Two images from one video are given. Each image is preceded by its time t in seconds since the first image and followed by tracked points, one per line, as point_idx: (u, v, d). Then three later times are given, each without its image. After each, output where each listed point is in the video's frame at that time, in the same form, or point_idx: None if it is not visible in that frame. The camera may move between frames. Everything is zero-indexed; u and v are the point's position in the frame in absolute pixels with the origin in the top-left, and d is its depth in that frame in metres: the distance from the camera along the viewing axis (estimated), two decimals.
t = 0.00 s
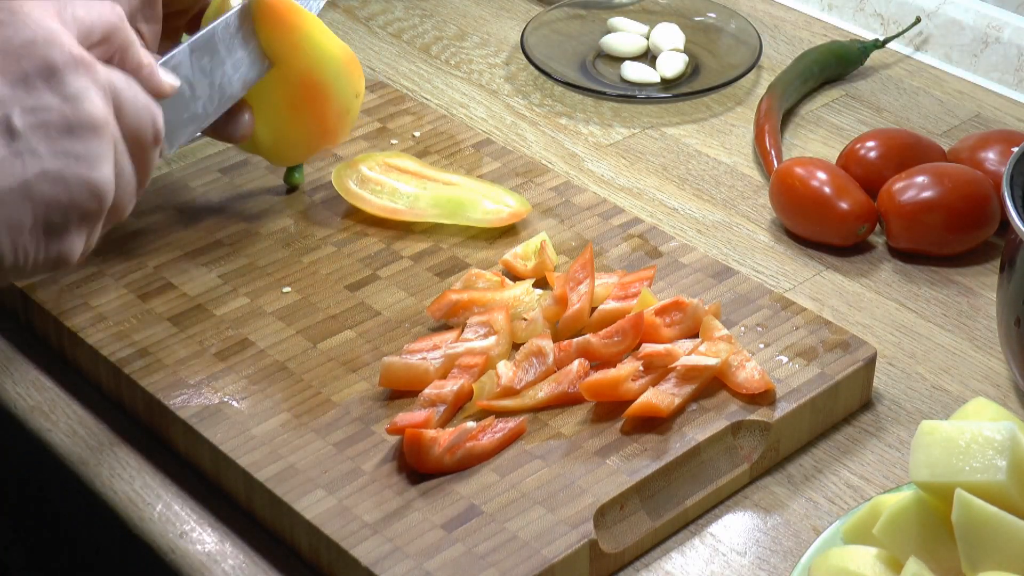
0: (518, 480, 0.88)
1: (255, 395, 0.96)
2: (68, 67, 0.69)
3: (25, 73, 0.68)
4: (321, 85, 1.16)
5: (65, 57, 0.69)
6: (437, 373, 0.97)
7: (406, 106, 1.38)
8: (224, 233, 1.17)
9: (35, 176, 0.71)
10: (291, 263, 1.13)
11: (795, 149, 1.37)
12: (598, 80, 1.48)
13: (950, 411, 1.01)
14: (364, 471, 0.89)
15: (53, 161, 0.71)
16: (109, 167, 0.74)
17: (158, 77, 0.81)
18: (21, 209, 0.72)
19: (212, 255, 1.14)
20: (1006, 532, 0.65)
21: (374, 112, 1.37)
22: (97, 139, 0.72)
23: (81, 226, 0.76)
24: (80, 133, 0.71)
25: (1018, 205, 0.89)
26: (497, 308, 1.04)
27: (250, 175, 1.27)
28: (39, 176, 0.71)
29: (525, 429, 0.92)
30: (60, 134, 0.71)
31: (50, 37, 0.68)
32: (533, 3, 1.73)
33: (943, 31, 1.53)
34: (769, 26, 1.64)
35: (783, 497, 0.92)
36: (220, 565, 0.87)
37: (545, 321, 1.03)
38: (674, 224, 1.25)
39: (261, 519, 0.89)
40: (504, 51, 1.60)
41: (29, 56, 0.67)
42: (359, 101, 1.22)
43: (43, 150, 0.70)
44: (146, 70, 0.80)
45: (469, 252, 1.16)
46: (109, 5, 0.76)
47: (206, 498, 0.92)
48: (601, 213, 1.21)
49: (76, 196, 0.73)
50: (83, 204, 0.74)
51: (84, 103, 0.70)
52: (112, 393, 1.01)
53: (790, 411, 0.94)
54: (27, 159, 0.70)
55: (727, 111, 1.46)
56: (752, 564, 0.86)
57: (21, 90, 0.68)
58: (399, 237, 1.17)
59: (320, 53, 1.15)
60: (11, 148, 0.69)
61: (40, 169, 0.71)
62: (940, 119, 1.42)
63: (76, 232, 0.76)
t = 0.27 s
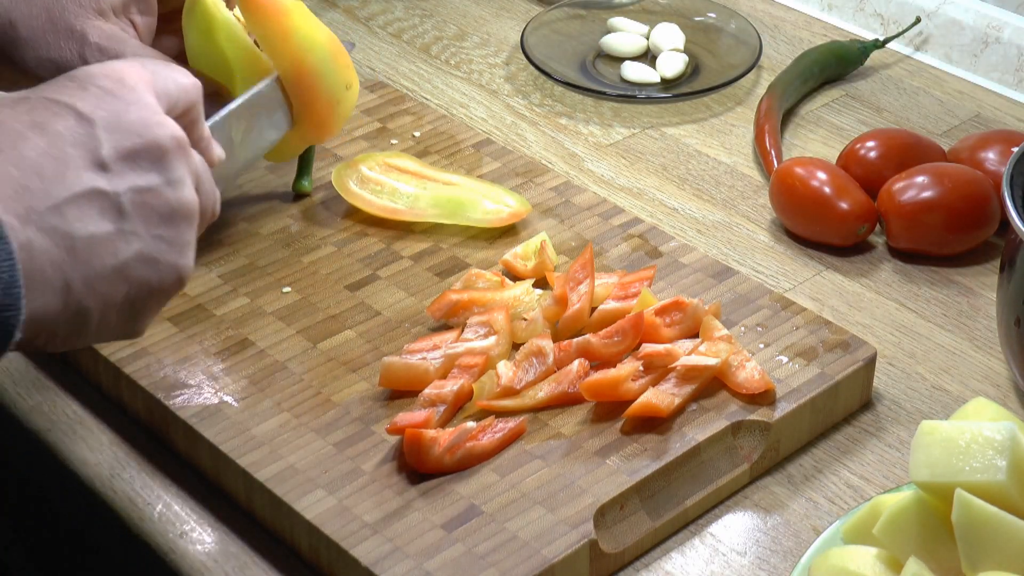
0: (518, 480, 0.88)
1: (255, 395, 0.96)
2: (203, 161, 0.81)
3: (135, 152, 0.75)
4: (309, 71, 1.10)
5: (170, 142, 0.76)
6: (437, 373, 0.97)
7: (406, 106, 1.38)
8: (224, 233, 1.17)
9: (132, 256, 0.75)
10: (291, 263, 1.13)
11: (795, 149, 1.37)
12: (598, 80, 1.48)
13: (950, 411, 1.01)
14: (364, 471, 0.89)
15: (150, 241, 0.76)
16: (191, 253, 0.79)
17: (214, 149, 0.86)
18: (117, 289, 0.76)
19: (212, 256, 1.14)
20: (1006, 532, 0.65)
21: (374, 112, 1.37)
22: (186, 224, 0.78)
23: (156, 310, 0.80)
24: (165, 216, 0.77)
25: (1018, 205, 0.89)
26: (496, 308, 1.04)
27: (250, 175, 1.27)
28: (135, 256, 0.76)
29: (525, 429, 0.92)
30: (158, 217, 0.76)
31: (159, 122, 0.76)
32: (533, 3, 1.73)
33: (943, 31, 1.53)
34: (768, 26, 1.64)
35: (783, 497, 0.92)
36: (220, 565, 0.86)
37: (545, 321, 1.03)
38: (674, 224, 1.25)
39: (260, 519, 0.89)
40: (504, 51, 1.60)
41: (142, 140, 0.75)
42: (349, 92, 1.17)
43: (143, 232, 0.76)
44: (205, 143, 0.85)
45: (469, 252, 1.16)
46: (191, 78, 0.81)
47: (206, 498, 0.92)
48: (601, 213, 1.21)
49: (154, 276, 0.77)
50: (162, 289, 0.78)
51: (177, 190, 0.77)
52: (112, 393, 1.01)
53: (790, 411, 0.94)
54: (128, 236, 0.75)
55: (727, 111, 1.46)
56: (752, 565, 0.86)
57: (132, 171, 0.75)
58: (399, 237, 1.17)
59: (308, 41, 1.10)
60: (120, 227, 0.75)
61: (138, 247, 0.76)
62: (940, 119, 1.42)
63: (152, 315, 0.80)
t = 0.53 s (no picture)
0: (518, 480, 0.88)
1: (255, 395, 0.96)
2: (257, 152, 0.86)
3: (206, 130, 0.79)
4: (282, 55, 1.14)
5: (239, 126, 0.81)
6: (437, 373, 0.97)
7: (406, 106, 1.38)
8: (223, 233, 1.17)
9: (195, 227, 0.80)
10: (290, 263, 1.13)
11: (795, 149, 1.37)
12: (598, 80, 1.48)
13: (950, 411, 1.01)
14: (364, 471, 0.89)
15: (213, 215, 0.81)
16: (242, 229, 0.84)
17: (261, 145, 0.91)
18: (178, 254, 0.79)
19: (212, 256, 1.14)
20: (1006, 532, 0.65)
21: (374, 112, 1.37)
22: (244, 203, 0.84)
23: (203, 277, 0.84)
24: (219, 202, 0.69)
25: (1018, 205, 0.89)
26: (497, 308, 1.04)
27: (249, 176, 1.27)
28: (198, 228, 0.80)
29: (525, 429, 0.92)
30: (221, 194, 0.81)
31: (229, 106, 0.81)
32: (533, 2, 1.73)
33: (943, 31, 1.53)
34: (768, 26, 1.64)
35: (784, 497, 0.92)
36: (220, 565, 0.87)
37: (545, 321, 1.03)
38: (674, 224, 1.25)
39: (260, 519, 0.90)
40: (504, 51, 1.60)
41: (214, 120, 0.79)
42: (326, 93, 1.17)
43: (207, 205, 0.80)
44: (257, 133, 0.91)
45: (469, 252, 1.16)
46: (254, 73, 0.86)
47: (206, 498, 0.92)
48: (601, 213, 1.21)
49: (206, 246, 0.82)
50: (215, 260, 0.83)
51: (240, 171, 0.82)
52: (112, 393, 1.01)
53: (790, 411, 0.94)
54: (194, 208, 0.79)
55: (727, 111, 1.46)
56: (752, 565, 0.86)
57: (204, 147, 0.79)
58: (399, 237, 1.17)
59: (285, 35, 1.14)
60: (189, 197, 0.79)
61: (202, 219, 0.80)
62: (940, 119, 1.42)
63: (197, 283, 0.84)
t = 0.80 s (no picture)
0: (518, 480, 0.88)
1: (255, 395, 0.96)
2: (200, 208, 0.85)
3: (136, 192, 0.78)
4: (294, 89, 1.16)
5: (172, 189, 0.80)
6: (437, 373, 0.97)
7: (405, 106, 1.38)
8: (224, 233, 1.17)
9: (113, 298, 0.78)
10: (291, 263, 1.13)
11: (795, 149, 1.37)
12: (598, 80, 1.48)
13: (950, 411, 1.01)
14: (364, 471, 0.89)
15: (135, 284, 0.79)
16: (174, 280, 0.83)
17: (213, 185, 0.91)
18: (93, 326, 0.78)
19: (212, 256, 1.14)
20: (1006, 532, 0.65)
21: (374, 112, 1.37)
22: (170, 272, 0.82)
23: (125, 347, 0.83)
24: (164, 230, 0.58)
25: (1018, 205, 0.89)
26: (497, 308, 1.04)
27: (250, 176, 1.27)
28: (117, 299, 0.79)
29: (525, 429, 0.92)
30: (146, 262, 0.80)
31: (164, 167, 0.80)
32: (533, 3, 1.73)
33: (943, 31, 1.53)
34: (768, 26, 1.64)
35: (783, 497, 0.92)
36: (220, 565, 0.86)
37: (545, 321, 1.03)
38: (674, 225, 1.25)
39: (260, 519, 0.89)
40: (504, 51, 1.60)
41: (143, 182, 0.78)
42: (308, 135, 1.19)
43: (129, 274, 0.79)
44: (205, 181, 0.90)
45: (469, 252, 1.16)
46: (201, 118, 0.87)
47: (206, 498, 0.92)
48: (601, 213, 1.21)
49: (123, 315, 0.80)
50: (137, 329, 0.82)
51: (167, 239, 0.81)
52: (113, 393, 1.01)
53: (790, 411, 0.94)
54: (113, 279, 0.78)
55: (727, 111, 1.46)
56: (752, 564, 0.86)
57: (130, 214, 0.77)
58: (399, 237, 1.17)
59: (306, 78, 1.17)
60: (108, 267, 0.77)
61: (121, 291, 0.79)
62: (941, 119, 1.42)
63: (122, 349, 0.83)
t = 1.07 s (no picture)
0: (518, 480, 0.88)
1: (255, 395, 0.96)
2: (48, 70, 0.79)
3: None
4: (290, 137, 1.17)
5: None
6: (437, 373, 0.97)
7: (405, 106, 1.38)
8: (224, 233, 1.17)
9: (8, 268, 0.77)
10: (291, 263, 1.13)
11: (795, 149, 1.37)
12: (598, 80, 1.48)
13: (951, 411, 1.01)
14: (364, 471, 0.89)
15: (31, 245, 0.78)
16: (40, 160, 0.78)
17: (94, 72, 0.83)
18: None
19: (212, 256, 1.14)
20: (1006, 532, 0.65)
21: (374, 112, 1.37)
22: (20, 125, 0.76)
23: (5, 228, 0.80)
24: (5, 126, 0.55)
25: (1018, 205, 0.89)
26: (497, 308, 1.04)
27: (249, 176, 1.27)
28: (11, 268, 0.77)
29: (525, 429, 0.92)
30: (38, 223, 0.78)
31: None
32: (533, 3, 1.73)
33: (943, 31, 1.53)
34: (768, 26, 1.64)
35: (783, 497, 0.92)
36: (220, 564, 0.86)
37: (545, 321, 1.03)
38: (674, 225, 1.25)
39: (260, 519, 0.89)
40: (504, 51, 1.60)
41: None
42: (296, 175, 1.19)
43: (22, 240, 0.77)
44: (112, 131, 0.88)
45: (469, 252, 1.16)
46: None
47: (205, 498, 0.92)
48: (601, 213, 1.21)
49: (3, 181, 0.77)
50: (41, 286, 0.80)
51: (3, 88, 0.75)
52: (113, 393, 1.01)
53: (790, 411, 0.94)
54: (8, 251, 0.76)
55: (727, 111, 1.46)
56: (752, 564, 0.86)
57: None
58: (399, 237, 1.17)
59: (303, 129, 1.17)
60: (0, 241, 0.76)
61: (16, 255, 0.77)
62: (941, 119, 1.42)
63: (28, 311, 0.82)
